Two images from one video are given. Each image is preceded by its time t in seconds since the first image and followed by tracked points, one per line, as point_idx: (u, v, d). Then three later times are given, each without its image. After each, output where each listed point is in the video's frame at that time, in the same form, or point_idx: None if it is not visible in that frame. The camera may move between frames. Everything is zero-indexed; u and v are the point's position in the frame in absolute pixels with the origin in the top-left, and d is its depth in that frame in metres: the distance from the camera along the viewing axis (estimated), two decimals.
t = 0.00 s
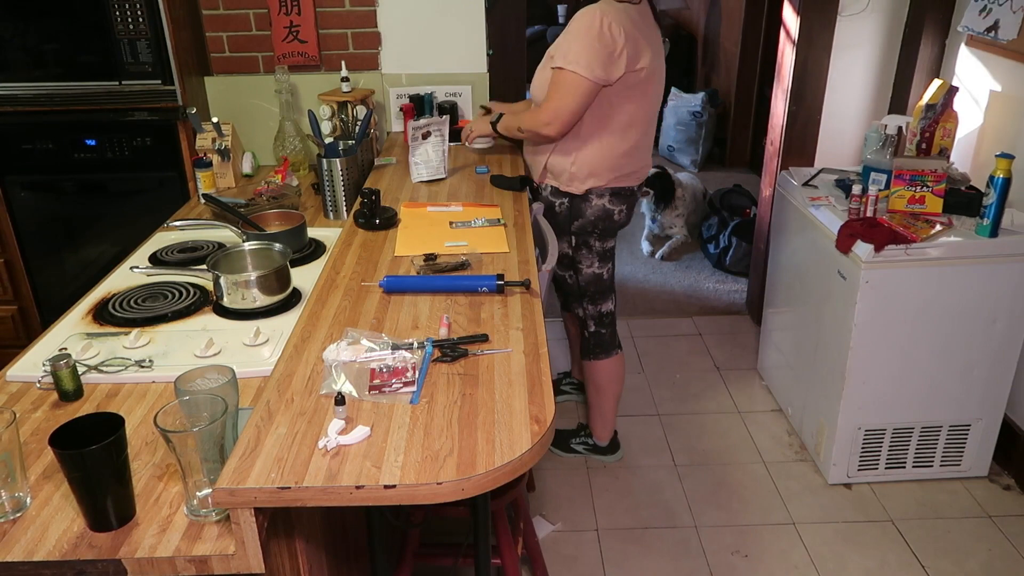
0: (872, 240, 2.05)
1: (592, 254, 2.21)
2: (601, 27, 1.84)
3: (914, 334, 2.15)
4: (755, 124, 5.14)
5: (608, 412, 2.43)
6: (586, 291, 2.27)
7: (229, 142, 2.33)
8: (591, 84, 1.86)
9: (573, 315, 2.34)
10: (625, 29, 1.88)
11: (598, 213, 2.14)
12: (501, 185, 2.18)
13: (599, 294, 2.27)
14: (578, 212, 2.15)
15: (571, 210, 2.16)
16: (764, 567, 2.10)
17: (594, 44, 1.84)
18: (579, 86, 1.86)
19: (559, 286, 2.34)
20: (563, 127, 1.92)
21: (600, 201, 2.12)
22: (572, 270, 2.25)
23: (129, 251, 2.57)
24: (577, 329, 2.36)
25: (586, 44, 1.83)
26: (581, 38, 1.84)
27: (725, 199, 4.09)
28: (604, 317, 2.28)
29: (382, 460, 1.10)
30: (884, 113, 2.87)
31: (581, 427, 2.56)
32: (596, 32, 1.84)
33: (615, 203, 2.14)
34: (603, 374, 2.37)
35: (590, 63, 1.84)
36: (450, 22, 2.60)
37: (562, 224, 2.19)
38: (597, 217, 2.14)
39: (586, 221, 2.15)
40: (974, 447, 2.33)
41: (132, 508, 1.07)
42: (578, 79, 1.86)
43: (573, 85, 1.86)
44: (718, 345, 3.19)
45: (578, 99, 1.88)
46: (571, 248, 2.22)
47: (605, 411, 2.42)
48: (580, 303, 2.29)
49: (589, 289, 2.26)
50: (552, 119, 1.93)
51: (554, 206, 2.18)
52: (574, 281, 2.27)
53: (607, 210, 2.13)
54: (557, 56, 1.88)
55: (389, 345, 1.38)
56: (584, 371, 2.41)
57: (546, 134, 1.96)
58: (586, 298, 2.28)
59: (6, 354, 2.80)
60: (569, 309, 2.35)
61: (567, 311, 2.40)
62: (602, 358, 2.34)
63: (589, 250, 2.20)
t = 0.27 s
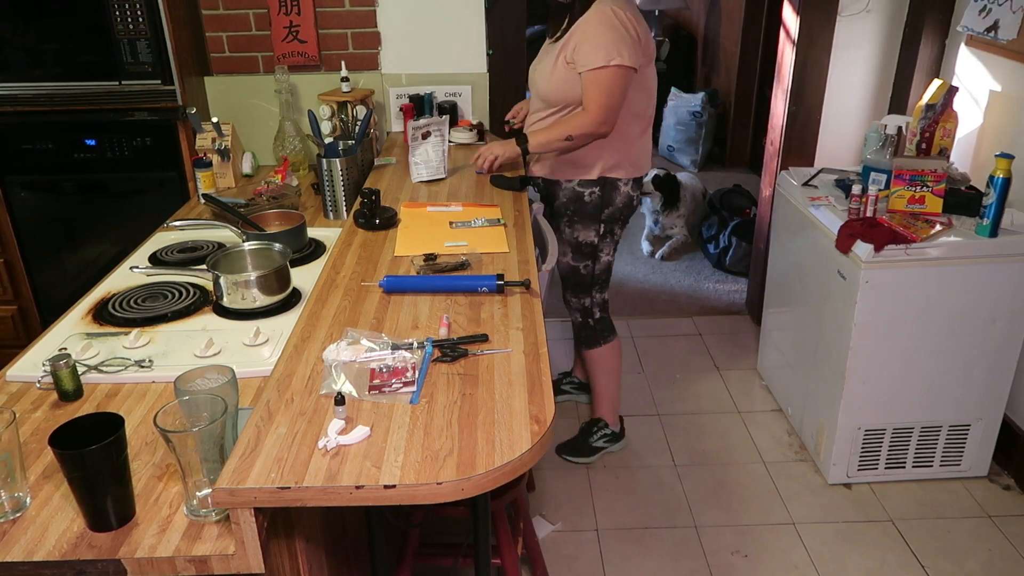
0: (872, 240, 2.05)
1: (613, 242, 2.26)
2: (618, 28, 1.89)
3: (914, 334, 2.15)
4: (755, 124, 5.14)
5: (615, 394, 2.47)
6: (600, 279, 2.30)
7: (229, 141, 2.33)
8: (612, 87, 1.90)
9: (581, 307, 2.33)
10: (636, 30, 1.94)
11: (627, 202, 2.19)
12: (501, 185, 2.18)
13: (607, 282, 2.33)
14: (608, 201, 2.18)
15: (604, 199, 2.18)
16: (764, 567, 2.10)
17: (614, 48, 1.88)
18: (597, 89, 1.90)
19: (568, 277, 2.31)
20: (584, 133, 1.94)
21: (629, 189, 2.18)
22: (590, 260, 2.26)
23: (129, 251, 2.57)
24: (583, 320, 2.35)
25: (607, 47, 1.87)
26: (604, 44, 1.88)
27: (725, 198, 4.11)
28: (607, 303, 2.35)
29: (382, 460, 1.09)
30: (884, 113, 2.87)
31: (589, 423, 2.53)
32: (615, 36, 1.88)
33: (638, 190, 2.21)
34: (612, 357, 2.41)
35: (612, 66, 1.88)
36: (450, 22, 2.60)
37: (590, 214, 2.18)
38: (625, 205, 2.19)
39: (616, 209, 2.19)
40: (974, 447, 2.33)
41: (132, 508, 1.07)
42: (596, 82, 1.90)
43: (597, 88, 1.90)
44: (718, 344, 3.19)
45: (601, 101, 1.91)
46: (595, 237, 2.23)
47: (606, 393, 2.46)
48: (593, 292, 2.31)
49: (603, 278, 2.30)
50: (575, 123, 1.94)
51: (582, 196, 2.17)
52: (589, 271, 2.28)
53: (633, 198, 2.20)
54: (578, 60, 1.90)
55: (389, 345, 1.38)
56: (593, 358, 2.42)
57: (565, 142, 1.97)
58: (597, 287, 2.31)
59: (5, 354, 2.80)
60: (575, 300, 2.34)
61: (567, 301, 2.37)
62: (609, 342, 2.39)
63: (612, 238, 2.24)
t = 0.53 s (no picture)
0: (872, 240, 2.05)
1: (620, 247, 2.25)
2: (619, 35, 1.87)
3: (914, 334, 2.15)
4: (755, 124, 5.14)
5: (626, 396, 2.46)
6: (614, 284, 2.29)
7: (229, 141, 2.33)
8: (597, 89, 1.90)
9: (601, 313, 2.31)
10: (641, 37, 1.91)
11: (626, 207, 2.18)
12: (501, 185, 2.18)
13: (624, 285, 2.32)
14: (606, 209, 2.17)
15: (601, 207, 2.17)
16: (764, 567, 2.10)
17: (609, 52, 1.86)
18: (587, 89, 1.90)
19: (582, 284, 2.31)
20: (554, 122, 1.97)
21: (627, 195, 2.16)
22: (600, 266, 2.26)
23: (129, 251, 2.57)
24: (603, 326, 2.33)
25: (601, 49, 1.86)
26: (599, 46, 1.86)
27: (725, 199, 4.11)
28: (626, 306, 2.33)
29: (382, 460, 1.10)
30: (884, 113, 2.87)
31: (594, 429, 2.50)
32: (615, 41, 1.86)
33: (639, 195, 2.20)
34: (626, 364, 2.39)
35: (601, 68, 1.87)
36: (450, 22, 2.60)
37: (590, 222, 2.19)
38: (626, 210, 2.18)
39: (616, 216, 2.18)
40: (974, 447, 2.33)
41: (132, 508, 1.07)
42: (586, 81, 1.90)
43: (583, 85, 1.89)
44: (718, 344, 3.19)
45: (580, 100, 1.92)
46: (599, 243, 2.23)
47: (618, 396, 2.44)
48: (607, 298, 2.30)
49: (617, 282, 2.28)
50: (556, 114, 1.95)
51: (578, 205, 2.18)
52: (602, 276, 2.27)
53: (633, 202, 2.18)
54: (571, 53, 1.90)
55: (389, 345, 1.38)
56: (608, 367, 2.40)
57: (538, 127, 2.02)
58: (613, 292, 2.30)
59: (5, 354, 2.80)
60: (593, 307, 2.32)
61: (587, 308, 2.35)
62: (626, 347, 2.37)
63: (618, 243, 2.24)
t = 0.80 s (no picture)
0: (872, 240, 2.05)
1: (606, 243, 2.26)
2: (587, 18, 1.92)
3: (914, 334, 2.15)
4: (755, 124, 5.14)
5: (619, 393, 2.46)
6: (599, 280, 2.30)
7: (229, 141, 2.33)
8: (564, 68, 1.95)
9: (586, 309, 2.32)
10: (612, 21, 1.94)
11: (612, 202, 2.20)
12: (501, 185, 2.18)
13: (609, 281, 2.32)
14: (592, 203, 2.19)
15: (586, 201, 2.18)
16: (764, 567, 2.10)
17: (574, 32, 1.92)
18: (559, 69, 1.94)
19: (566, 280, 2.32)
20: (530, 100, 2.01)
21: (613, 191, 2.18)
22: (585, 261, 2.27)
23: (129, 251, 2.57)
24: (589, 322, 2.33)
25: (567, 30, 1.92)
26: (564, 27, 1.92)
27: (725, 199, 4.11)
28: (611, 302, 2.34)
29: (382, 461, 1.10)
30: (884, 113, 2.87)
31: (593, 428, 2.50)
32: (582, 22, 1.91)
33: (624, 191, 2.21)
34: (616, 360, 2.39)
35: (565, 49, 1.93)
36: (450, 21, 2.60)
37: (576, 217, 2.20)
38: (611, 206, 2.20)
39: (601, 211, 2.20)
40: (974, 447, 2.33)
41: (132, 508, 1.07)
42: (557, 62, 1.94)
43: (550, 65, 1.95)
44: (718, 344, 3.19)
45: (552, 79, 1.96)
46: (585, 239, 2.24)
47: (611, 393, 2.44)
48: (592, 294, 2.31)
49: (602, 278, 2.29)
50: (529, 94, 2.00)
51: (565, 198, 2.19)
52: (587, 272, 2.28)
53: (619, 198, 2.20)
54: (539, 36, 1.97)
55: (389, 345, 1.38)
56: (597, 364, 2.39)
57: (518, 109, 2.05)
58: (598, 288, 2.31)
59: (5, 354, 2.80)
60: (578, 303, 2.33)
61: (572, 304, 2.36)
62: (614, 343, 2.37)
63: (603, 239, 2.24)
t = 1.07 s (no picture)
0: (872, 240, 2.05)
1: (608, 244, 2.25)
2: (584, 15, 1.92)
3: (914, 334, 2.15)
4: (755, 124, 5.14)
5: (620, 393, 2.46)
6: (603, 281, 2.29)
7: (229, 141, 2.33)
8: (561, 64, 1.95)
9: (589, 311, 2.32)
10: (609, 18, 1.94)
11: (614, 204, 2.19)
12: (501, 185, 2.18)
13: (612, 282, 2.32)
14: (595, 205, 2.18)
15: (589, 203, 2.18)
16: (764, 567, 2.10)
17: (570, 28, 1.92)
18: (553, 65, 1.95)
19: (570, 282, 2.32)
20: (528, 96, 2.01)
21: (616, 193, 2.17)
22: (589, 263, 2.26)
23: (129, 251, 2.57)
24: (592, 324, 2.33)
25: (563, 27, 1.92)
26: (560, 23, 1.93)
27: (725, 199, 4.11)
28: (615, 304, 2.34)
29: (382, 460, 1.09)
30: (884, 113, 2.87)
31: (593, 429, 2.50)
32: (578, 19, 1.91)
33: (627, 192, 2.20)
34: (619, 360, 2.39)
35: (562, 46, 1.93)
36: (450, 21, 2.60)
37: (578, 218, 2.20)
38: (614, 207, 2.19)
39: (604, 212, 2.19)
40: (974, 447, 2.33)
41: (132, 508, 1.07)
42: (552, 57, 1.95)
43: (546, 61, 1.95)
44: (718, 344, 3.19)
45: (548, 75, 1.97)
46: (588, 240, 2.24)
47: (613, 394, 2.44)
48: (595, 295, 2.31)
49: (605, 279, 2.29)
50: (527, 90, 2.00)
51: (567, 200, 2.18)
52: (590, 274, 2.28)
53: (621, 199, 2.19)
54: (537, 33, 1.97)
55: (389, 345, 1.38)
56: (599, 365, 2.40)
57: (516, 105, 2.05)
58: (601, 290, 2.31)
59: (5, 354, 2.80)
60: (582, 305, 2.33)
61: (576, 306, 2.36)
62: (617, 344, 2.37)
63: (606, 240, 2.24)
